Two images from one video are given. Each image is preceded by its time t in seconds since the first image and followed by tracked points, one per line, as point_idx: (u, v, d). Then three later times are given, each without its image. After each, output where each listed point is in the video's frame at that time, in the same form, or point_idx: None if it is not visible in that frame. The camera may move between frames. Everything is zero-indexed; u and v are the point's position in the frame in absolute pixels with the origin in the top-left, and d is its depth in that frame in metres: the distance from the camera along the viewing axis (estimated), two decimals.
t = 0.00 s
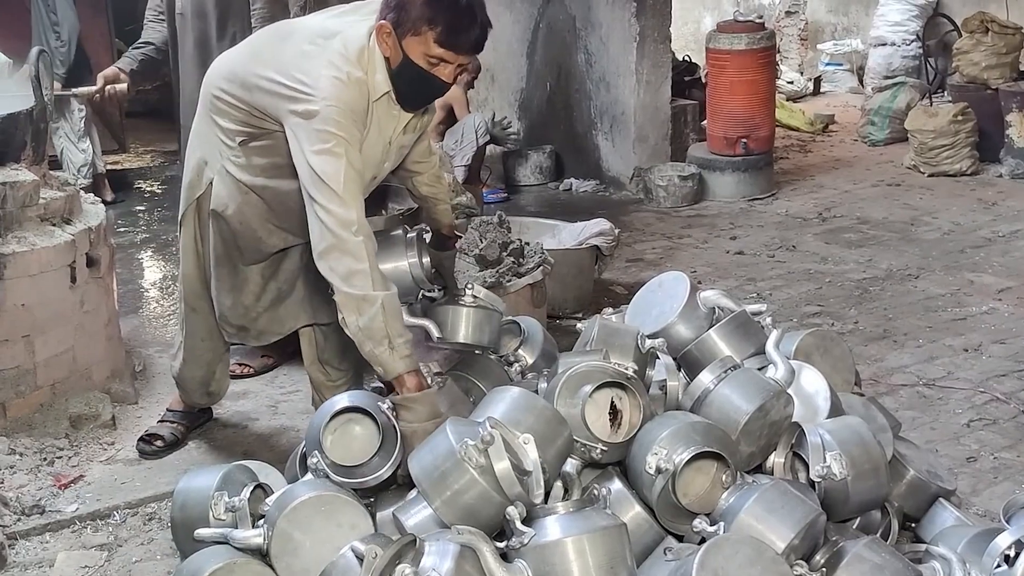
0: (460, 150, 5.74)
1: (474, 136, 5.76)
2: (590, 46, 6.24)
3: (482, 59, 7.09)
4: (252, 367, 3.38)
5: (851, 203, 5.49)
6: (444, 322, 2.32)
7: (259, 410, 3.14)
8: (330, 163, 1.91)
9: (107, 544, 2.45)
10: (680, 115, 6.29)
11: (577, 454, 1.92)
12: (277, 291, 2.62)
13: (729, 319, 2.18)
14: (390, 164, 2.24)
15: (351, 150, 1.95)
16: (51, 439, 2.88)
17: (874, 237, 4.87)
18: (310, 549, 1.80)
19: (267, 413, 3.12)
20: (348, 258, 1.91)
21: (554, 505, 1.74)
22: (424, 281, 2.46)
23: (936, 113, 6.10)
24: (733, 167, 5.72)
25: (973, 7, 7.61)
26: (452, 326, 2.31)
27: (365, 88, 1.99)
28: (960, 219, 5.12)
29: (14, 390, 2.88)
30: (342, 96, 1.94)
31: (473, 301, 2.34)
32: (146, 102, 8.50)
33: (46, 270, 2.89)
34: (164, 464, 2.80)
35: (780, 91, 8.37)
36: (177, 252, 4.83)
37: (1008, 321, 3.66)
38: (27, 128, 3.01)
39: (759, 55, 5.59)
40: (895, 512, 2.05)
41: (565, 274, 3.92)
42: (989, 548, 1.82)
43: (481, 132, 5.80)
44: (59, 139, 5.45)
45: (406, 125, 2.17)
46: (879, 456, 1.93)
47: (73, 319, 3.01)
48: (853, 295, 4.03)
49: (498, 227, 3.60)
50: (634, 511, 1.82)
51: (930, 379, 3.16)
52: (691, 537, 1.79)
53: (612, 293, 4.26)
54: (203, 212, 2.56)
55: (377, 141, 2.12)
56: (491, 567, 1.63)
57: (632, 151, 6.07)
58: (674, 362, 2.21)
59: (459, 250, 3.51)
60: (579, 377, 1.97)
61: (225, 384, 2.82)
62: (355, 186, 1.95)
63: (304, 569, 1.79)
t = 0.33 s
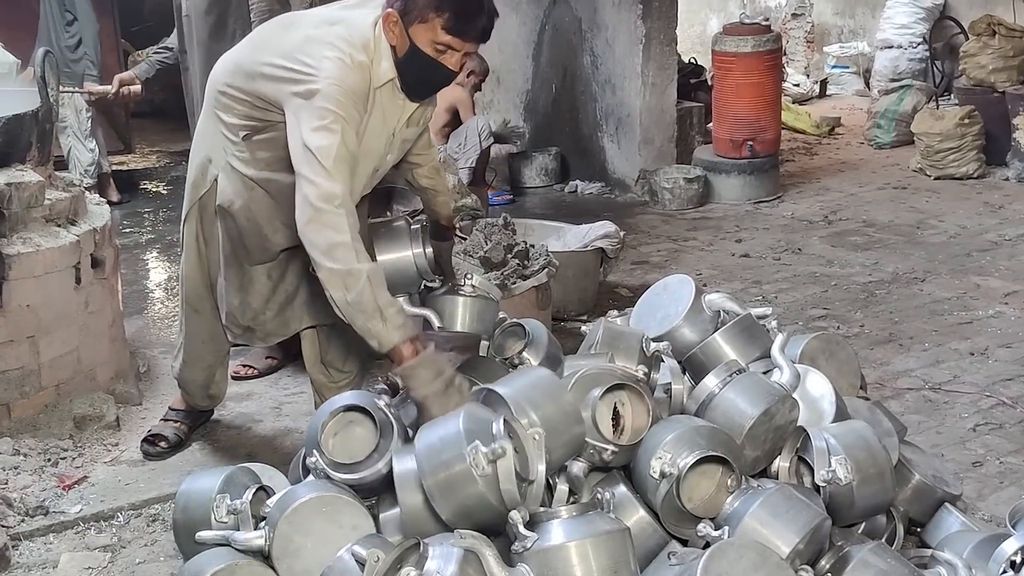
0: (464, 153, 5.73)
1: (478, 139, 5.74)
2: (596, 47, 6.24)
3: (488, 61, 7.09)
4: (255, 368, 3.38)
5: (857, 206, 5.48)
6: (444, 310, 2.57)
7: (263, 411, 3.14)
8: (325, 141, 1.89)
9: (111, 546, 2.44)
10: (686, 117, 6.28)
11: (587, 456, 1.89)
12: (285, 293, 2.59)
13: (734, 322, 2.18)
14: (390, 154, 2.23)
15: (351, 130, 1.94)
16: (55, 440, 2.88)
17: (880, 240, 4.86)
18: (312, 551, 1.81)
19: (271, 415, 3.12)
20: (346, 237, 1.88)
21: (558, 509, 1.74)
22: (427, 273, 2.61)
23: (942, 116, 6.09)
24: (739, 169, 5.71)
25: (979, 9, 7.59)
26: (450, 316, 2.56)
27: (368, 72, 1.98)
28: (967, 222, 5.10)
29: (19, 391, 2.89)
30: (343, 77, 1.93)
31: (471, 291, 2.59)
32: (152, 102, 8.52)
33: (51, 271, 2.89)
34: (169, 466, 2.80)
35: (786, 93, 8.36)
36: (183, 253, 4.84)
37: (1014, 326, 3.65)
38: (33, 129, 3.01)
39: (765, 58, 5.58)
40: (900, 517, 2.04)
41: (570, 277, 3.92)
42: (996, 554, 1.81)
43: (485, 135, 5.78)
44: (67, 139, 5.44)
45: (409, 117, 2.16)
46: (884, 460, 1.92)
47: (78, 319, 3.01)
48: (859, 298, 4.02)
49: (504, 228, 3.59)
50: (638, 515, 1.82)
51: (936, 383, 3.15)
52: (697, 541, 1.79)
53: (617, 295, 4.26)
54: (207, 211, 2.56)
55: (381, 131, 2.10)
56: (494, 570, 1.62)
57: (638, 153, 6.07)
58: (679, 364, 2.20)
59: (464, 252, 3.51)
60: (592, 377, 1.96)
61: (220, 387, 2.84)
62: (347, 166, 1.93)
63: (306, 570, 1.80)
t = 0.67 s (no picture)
0: (469, 154, 5.73)
1: (484, 141, 5.74)
2: (603, 49, 6.23)
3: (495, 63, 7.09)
4: (261, 370, 3.37)
5: (864, 209, 5.47)
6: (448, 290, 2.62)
7: (269, 412, 3.14)
8: (270, 71, 1.97)
9: (116, 546, 2.44)
10: (693, 119, 6.27)
11: (579, 470, 1.89)
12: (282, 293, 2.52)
13: (741, 325, 2.17)
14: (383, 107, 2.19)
15: (305, 62, 1.99)
16: (61, 440, 2.88)
17: (888, 242, 4.85)
18: (314, 551, 1.81)
19: (278, 416, 3.12)
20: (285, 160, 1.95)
21: (565, 513, 1.77)
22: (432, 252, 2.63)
23: (950, 118, 6.08)
24: (746, 171, 5.69)
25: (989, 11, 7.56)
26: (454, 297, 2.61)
27: (328, 6, 2.01)
28: (975, 225, 5.09)
29: (25, 391, 2.89)
30: (297, 8, 1.99)
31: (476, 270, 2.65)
32: (159, 103, 8.53)
33: (58, 271, 2.89)
34: (174, 467, 2.80)
35: (794, 95, 8.35)
36: (190, 253, 4.84)
37: (1022, 329, 3.63)
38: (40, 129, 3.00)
39: (772, 59, 5.57)
40: (907, 521, 2.03)
41: (577, 278, 3.91)
42: (1004, 559, 1.80)
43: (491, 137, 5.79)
44: (76, 139, 5.44)
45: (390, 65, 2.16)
46: (892, 464, 1.91)
47: (84, 320, 3.01)
48: (866, 300, 4.01)
49: (510, 232, 3.66)
50: (645, 518, 1.80)
51: (943, 387, 3.13)
52: (704, 545, 1.78)
53: (623, 297, 4.25)
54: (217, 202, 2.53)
55: (359, 76, 2.11)
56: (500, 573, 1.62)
57: (645, 155, 6.07)
58: (686, 368, 2.20)
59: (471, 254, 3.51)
60: (582, 388, 1.87)
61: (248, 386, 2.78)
62: (296, 98, 1.98)
63: (307, 570, 1.80)
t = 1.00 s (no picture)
0: (479, 159, 5.74)
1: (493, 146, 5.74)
2: (614, 53, 6.22)
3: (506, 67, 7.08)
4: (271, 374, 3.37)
5: (876, 214, 5.45)
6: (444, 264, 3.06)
7: (279, 416, 3.14)
8: None
9: (127, 551, 2.45)
10: (704, 124, 6.27)
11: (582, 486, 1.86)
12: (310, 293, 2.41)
13: (753, 332, 2.16)
14: (331, 41, 2.14)
15: None
16: (72, 444, 2.88)
17: (900, 248, 4.83)
18: (321, 557, 1.80)
19: (288, 420, 3.12)
20: (203, 81, 2.15)
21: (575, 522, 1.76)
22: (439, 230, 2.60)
23: (963, 123, 6.05)
24: (758, 176, 5.68)
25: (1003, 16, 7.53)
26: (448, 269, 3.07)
27: None
28: (989, 231, 5.06)
29: (36, 395, 2.90)
30: None
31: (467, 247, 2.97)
32: (171, 107, 8.55)
33: (70, 275, 2.90)
34: (185, 471, 2.81)
35: (805, 100, 8.34)
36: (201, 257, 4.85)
37: None
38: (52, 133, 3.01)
39: (785, 64, 5.55)
40: (920, 530, 2.01)
41: (588, 283, 3.90)
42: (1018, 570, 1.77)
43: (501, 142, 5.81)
44: (88, 142, 5.45)
45: None
46: (904, 473, 1.90)
47: (95, 324, 3.01)
48: (878, 307, 3.99)
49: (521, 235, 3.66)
50: (656, 527, 1.80)
51: (957, 394, 3.11)
52: (716, 554, 1.77)
53: (634, 303, 4.25)
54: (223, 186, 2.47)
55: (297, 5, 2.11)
56: None
57: (656, 159, 6.06)
58: (697, 374, 2.18)
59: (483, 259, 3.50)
60: (574, 404, 1.88)
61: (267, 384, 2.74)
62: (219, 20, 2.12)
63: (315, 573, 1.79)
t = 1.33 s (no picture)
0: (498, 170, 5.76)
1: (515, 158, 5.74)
2: (640, 62, 6.22)
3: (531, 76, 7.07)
4: (297, 386, 3.37)
5: (905, 225, 5.40)
6: (447, 240, 2.46)
7: (304, 427, 3.14)
8: None
9: (153, 562, 2.45)
10: (730, 133, 6.26)
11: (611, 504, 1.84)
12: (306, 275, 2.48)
13: (783, 348, 2.13)
14: None
15: None
16: (99, 454, 2.89)
17: (928, 259, 4.78)
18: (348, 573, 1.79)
19: (313, 431, 3.11)
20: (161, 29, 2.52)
21: (605, 541, 1.74)
22: (400, 208, 2.42)
23: (993, 133, 6.00)
24: (784, 186, 5.64)
25: None
26: (455, 247, 2.46)
27: None
28: (1019, 243, 5.01)
29: (64, 405, 2.91)
30: None
31: (470, 220, 2.47)
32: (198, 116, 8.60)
33: (98, 286, 2.91)
34: (210, 483, 2.81)
35: (832, 109, 8.30)
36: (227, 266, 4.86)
37: None
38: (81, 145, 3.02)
39: (811, 74, 5.53)
40: (955, 550, 1.98)
41: (614, 295, 3.89)
42: None
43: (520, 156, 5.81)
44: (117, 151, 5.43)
45: None
46: (938, 493, 1.87)
47: (123, 335, 3.02)
48: (907, 319, 3.95)
49: (547, 248, 3.64)
50: (685, 546, 1.79)
51: (989, 409, 3.07)
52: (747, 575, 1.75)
53: (660, 314, 4.22)
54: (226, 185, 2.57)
55: None
56: None
57: (682, 169, 6.05)
58: (727, 391, 2.16)
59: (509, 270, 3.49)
60: (603, 421, 1.86)
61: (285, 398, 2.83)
62: None
63: None
